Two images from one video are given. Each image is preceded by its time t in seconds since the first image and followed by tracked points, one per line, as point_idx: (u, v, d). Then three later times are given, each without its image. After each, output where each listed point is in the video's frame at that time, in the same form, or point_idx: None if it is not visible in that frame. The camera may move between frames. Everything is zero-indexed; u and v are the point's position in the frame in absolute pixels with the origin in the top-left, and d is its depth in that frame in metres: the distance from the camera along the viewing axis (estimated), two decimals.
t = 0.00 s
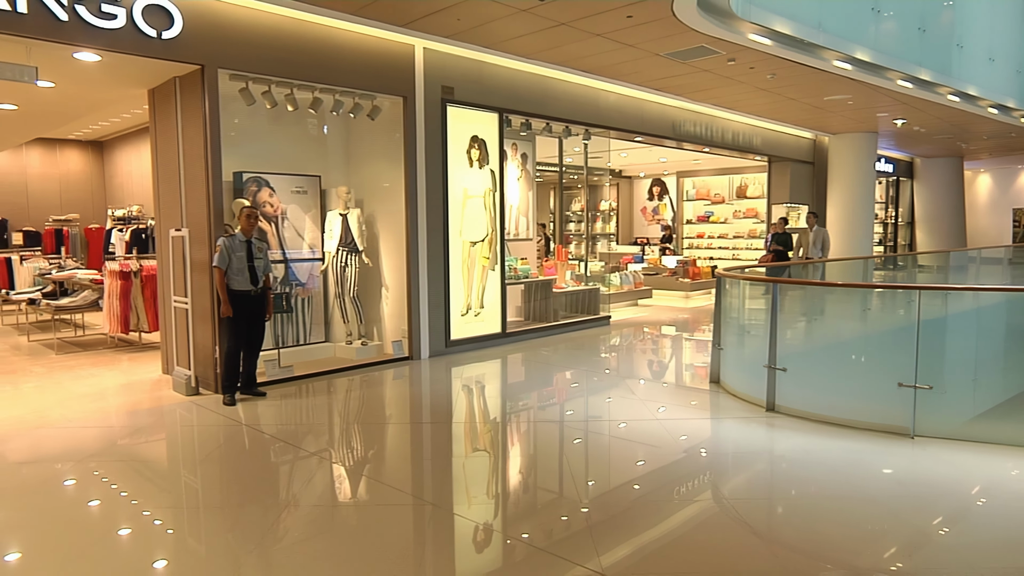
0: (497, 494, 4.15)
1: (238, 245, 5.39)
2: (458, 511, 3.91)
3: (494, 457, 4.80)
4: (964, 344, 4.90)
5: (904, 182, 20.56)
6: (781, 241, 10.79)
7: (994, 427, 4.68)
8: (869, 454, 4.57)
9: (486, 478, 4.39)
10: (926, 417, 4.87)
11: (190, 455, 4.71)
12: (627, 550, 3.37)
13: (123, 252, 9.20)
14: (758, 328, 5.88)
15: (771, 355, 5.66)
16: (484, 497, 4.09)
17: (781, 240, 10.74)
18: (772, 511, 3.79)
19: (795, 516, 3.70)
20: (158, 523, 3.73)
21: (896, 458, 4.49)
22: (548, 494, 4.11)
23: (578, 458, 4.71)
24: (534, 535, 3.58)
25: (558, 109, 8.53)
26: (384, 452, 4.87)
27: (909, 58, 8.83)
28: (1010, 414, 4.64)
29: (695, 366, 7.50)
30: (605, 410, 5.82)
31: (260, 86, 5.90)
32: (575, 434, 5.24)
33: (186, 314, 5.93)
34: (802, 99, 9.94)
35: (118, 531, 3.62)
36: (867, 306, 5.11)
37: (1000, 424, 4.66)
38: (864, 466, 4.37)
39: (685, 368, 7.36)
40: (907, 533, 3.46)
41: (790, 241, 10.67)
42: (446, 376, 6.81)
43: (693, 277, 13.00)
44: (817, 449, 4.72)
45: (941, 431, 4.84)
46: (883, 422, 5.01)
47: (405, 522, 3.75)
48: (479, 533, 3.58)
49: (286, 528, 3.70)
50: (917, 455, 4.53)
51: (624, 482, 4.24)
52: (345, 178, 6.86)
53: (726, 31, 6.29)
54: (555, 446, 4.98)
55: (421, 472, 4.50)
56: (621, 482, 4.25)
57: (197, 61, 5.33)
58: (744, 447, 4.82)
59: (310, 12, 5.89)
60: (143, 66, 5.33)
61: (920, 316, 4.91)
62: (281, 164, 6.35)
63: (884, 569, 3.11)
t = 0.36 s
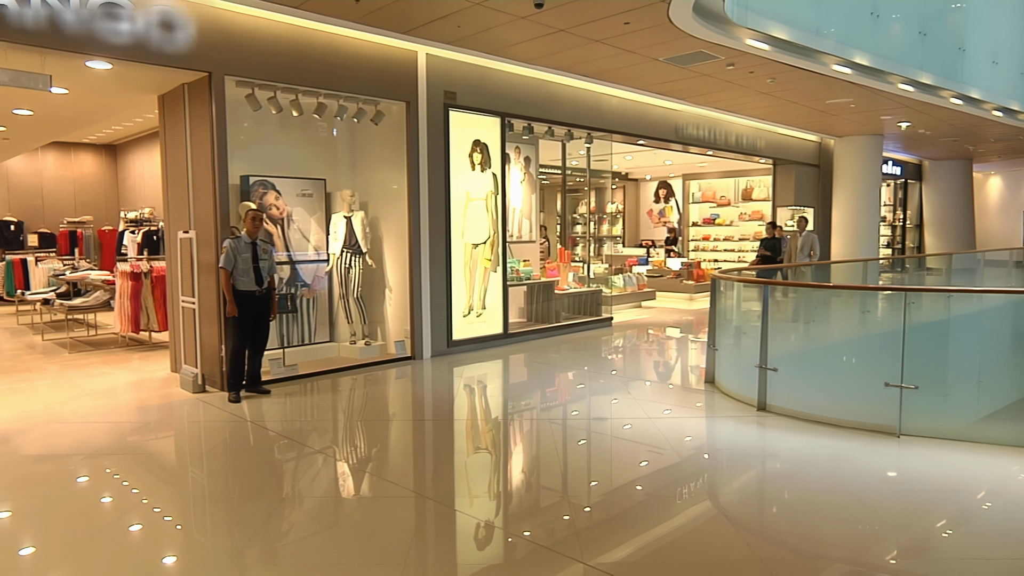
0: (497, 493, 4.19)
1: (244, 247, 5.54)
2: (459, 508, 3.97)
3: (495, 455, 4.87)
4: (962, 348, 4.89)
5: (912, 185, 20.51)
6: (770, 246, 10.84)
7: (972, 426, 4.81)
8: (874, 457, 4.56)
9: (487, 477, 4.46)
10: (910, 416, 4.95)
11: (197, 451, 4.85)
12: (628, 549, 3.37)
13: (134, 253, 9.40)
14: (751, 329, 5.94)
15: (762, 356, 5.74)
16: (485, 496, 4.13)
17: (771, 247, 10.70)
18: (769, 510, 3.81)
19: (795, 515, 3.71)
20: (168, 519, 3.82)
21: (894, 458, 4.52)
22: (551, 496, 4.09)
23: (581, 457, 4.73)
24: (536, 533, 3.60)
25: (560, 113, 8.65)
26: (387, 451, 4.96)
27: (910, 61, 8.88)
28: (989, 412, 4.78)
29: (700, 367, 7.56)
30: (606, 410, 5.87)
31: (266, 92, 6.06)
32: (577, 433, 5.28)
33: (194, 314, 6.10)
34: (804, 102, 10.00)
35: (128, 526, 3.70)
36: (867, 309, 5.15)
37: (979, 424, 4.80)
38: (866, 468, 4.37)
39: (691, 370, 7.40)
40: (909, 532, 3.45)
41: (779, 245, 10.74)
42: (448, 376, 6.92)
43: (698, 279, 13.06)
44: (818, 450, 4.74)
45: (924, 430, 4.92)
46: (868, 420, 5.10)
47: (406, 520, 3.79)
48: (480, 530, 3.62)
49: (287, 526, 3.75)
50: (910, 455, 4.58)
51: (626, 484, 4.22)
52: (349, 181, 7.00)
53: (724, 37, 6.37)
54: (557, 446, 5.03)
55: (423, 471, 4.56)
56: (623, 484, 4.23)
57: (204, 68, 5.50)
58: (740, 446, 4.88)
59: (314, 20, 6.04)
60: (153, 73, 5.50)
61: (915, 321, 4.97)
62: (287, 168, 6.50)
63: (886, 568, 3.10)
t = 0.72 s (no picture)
0: (500, 492, 4.25)
1: (250, 248, 5.68)
2: (462, 506, 4.05)
3: (497, 454, 4.96)
4: (959, 350, 4.95)
5: (921, 186, 20.44)
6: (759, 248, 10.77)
7: (956, 423, 4.91)
8: (876, 460, 4.56)
9: (490, 474, 4.55)
10: (897, 415, 5.04)
11: (205, 448, 4.99)
12: (632, 547, 3.44)
13: (146, 254, 9.61)
14: (744, 329, 6.03)
15: (755, 356, 5.83)
16: (488, 494, 4.20)
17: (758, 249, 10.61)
18: (763, 509, 3.86)
19: (791, 515, 3.76)
20: (178, 515, 3.92)
21: (888, 458, 4.58)
22: (554, 496, 4.14)
23: (584, 457, 4.80)
24: (538, 532, 3.66)
25: (562, 117, 8.76)
26: (391, 450, 5.05)
27: (911, 64, 8.93)
28: (974, 412, 4.88)
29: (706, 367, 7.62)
30: (607, 409, 5.96)
31: (271, 97, 6.22)
32: (579, 433, 5.36)
33: (201, 313, 6.26)
34: (806, 105, 10.05)
35: (139, 522, 3.80)
36: (868, 311, 5.21)
37: (963, 421, 4.89)
38: (870, 471, 4.36)
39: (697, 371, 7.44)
40: (911, 534, 3.48)
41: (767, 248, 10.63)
42: (451, 375, 7.04)
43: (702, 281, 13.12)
44: (814, 450, 4.79)
45: (909, 428, 5.02)
46: (856, 419, 5.19)
47: (412, 519, 3.86)
48: (482, 528, 3.69)
49: (293, 522, 3.84)
50: (901, 454, 4.65)
51: (630, 485, 4.26)
52: (353, 184, 7.14)
53: (721, 41, 6.46)
54: (560, 445, 5.11)
55: (426, 470, 4.65)
56: (626, 485, 4.27)
57: (211, 75, 5.66)
58: (735, 445, 4.96)
59: (318, 26, 6.19)
60: (161, 80, 5.67)
61: (921, 321, 5.03)
62: (293, 172, 6.66)
63: (884, 570, 3.13)
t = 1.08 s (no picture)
0: (510, 488, 4.31)
1: (263, 247, 5.84)
2: (471, 500, 4.12)
3: (507, 450, 5.03)
4: (959, 350, 5.02)
5: (940, 186, 20.26)
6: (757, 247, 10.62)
7: (952, 422, 4.96)
8: (892, 462, 4.50)
9: (500, 469, 4.63)
10: (894, 413, 5.10)
11: (219, 440, 5.14)
12: (639, 541, 3.51)
13: (166, 252, 9.85)
14: (747, 327, 6.10)
15: (757, 354, 5.91)
16: (498, 490, 4.27)
17: (756, 249, 10.60)
18: (766, 506, 3.90)
19: (797, 513, 3.77)
20: (197, 507, 4.02)
21: (892, 456, 4.61)
22: (566, 493, 4.17)
23: (593, 454, 4.84)
24: (547, 528, 3.70)
25: (573, 117, 8.85)
26: (404, 446, 5.14)
27: (924, 63, 8.89)
28: (971, 409, 4.94)
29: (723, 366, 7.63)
30: (616, 407, 6.01)
31: (286, 99, 6.37)
32: (586, 431, 5.39)
33: (217, 310, 6.44)
34: (819, 104, 10.04)
35: (160, 515, 3.90)
36: (878, 311, 5.23)
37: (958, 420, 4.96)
38: (888, 474, 4.29)
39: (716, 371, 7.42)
40: (926, 534, 3.47)
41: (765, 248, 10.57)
42: (462, 373, 7.15)
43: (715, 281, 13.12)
44: (819, 448, 4.81)
45: (906, 426, 5.07)
46: (853, 416, 5.26)
47: (423, 514, 3.92)
48: (491, 523, 3.76)
49: (305, 515, 3.93)
50: (902, 452, 4.68)
51: (641, 484, 4.26)
52: (366, 184, 7.27)
53: (729, 43, 6.51)
54: (570, 441, 5.16)
55: (437, 465, 4.74)
56: (638, 484, 4.27)
57: (227, 78, 5.83)
58: (739, 442, 5.01)
59: (332, 31, 6.35)
60: (180, 83, 5.85)
61: (934, 322, 5.06)
62: (307, 172, 6.81)
63: (895, 570, 3.12)
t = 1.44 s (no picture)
0: (514, 483, 4.36)
1: (269, 245, 5.99)
2: (476, 495, 4.18)
3: (511, 446, 5.10)
4: (954, 347, 5.01)
5: (951, 183, 20.13)
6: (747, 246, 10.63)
7: (945, 417, 5.00)
8: (904, 462, 4.44)
9: (503, 465, 4.69)
10: (884, 407, 5.15)
11: (227, 433, 5.29)
12: (640, 534, 3.56)
13: (178, 250, 10.04)
14: (745, 324, 6.14)
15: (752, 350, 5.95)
16: (501, 485, 4.32)
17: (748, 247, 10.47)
18: (763, 500, 3.93)
19: (796, 508, 3.81)
20: (208, 501, 4.09)
21: (889, 452, 4.63)
22: (570, 489, 4.21)
23: (599, 451, 4.88)
24: (552, 522, 3.75)
25: (577, 116, 8.93)
26: (409, 440, 5.22)
27: (929, 61, 8.88)
28: (962, 405, 4.96)
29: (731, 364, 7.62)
30: (619, 403, 6.07)
31: (293, 100, 6.50)
32: (587, 428, 5.44)
33: (226, 306, 6.61)
34: (824, 102, 10.04)
35: (171, 508, 3.97)
36: (880, 309, 5.18)
37: (952, 416, 4.99)
38: (894, 471, 4.28)
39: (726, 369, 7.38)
40: (929, 529, 3.49)
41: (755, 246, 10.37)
42: (466, 368, 7.26)
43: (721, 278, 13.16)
44: (813, 442, 4.88)
45: (897, 421, 5.12)
46: (845, 411, 5.32)
47: (428, 508, 3.97)
48: (495, 516, 3.82)
49: (312, 508, 4.01)
50: (895, 447, 4.73)
51: (646, 481, 4.28)
52: (372, 182, 7.40)
53: (730, 42, 6.57)
54: (575, 438, 5.21)
55: (440, 459, 4.82)
56: (643, 480, 4.29)
57: (235, 80, 5.97)
58: (737, 437, 5.06)
59: (337, 33, 6.47)
60: (190, 85, 6.00)
61: (939, 320, 5.04)
62: (314, 172, 6.95)
63: (900, 567, 3.11)
